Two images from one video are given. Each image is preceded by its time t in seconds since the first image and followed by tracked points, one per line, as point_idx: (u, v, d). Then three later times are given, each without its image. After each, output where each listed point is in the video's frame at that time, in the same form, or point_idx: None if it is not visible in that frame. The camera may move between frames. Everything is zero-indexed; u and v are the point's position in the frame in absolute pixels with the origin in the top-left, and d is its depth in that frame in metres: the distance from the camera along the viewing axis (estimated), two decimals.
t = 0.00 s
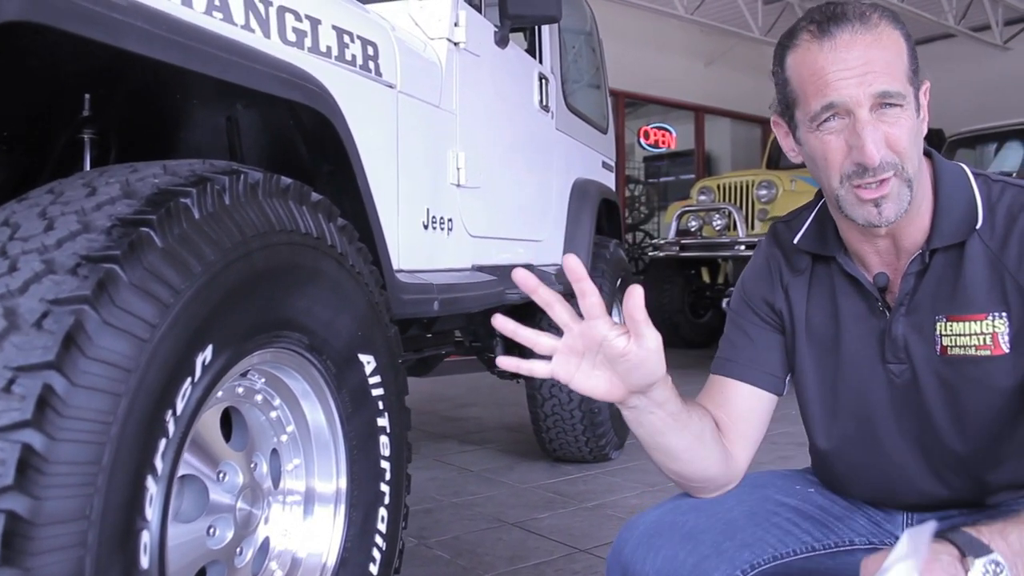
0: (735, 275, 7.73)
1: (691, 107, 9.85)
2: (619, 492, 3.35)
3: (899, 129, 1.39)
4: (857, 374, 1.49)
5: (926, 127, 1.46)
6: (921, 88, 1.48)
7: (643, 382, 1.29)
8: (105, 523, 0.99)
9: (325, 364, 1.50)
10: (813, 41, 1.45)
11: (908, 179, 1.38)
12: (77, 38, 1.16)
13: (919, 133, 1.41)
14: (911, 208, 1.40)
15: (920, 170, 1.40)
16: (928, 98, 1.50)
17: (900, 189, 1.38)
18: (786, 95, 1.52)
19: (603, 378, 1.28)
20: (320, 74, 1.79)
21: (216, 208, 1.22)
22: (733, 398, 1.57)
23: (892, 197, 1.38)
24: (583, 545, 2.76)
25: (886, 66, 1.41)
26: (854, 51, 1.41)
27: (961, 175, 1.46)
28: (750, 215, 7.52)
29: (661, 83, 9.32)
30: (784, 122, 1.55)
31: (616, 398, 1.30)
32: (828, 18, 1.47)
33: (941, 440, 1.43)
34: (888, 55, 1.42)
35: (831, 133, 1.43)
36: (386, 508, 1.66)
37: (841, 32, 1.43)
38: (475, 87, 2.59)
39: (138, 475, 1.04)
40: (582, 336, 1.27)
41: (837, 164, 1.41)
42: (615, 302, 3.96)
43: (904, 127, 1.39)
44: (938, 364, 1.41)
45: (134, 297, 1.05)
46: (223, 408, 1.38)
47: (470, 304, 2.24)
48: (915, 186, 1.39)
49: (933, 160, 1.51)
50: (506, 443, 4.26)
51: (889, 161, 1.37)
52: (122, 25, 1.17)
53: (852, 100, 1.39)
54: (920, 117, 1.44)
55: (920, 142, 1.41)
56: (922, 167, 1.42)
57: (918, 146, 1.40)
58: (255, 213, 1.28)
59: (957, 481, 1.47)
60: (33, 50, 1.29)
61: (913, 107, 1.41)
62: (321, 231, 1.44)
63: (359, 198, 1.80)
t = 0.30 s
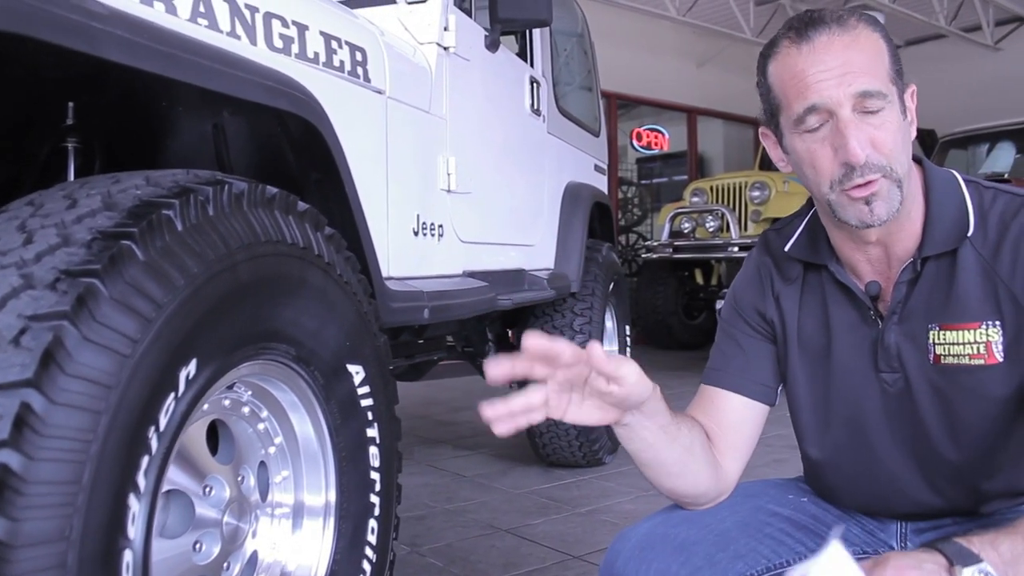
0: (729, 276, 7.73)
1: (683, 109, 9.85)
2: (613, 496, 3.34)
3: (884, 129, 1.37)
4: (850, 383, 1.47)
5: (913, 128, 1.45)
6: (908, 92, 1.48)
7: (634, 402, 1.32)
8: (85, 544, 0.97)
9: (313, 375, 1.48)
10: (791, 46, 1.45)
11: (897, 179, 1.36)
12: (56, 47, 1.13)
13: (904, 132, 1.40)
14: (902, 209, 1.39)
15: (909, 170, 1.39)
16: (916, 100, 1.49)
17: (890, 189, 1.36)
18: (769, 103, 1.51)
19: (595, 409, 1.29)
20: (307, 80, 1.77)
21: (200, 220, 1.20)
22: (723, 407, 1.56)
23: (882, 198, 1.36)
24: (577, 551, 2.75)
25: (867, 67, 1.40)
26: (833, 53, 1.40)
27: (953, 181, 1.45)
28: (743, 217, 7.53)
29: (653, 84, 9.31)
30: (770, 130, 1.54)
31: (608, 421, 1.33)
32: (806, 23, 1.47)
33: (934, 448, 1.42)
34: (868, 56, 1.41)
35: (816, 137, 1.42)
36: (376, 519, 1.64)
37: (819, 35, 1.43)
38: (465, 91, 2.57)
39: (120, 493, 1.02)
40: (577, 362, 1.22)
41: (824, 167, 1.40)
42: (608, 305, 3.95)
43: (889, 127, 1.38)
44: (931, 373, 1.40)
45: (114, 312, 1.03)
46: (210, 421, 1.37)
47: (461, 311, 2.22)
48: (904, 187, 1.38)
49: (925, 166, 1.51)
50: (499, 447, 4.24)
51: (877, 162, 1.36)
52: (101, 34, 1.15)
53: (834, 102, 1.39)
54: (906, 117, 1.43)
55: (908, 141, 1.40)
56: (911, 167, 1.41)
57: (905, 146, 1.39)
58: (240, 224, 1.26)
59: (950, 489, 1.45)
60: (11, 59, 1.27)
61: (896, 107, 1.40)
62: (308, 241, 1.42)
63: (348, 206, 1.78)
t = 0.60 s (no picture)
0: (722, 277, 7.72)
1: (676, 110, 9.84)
2: (605, 501, 3.32)
3: (847, 137, 1.37)
4: (844, 391, 1.46)
5: (892, 133, 1.44)
6: (890, 95, 1.45)
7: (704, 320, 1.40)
8: (63, 560, 0.95)
9: (301, 384, 1.45)
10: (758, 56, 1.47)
11: (861, 186, 1.36)
12: (35, 50, 1.11)
13: (873, 137, 1.39)
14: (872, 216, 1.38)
15: (878, 175, 1.38)
16: (902, 102, 1.46)
17: (854, 197, 1.36)
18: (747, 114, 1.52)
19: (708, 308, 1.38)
20: (295, 82, 1.75)
21: (183, 226, 1.18)
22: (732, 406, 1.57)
23: (846, 206, 1.37)
24: (569, 557, 2.73)
25: (828, 75, 1.40)
26: (793, 63, 1.42)
27: (946, 187, 1.44)
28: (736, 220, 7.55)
29: (647, 85, 9.30)
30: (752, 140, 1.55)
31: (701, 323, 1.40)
32: (775, 32, 1.48)
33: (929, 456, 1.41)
34: (831, 63, 1.41)
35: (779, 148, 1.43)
36: (365, 529, 1.61)
37: (783, 45, 1.44)
38: (456, 93, 2.55)
39: (100, 506, 0.99)
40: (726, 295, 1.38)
41: (788, 179, 1.41)
42: (601, 308, 3.93)
43: (853, 135, 1.37)
44: (924, 381, 1.38)
45: (94, 322, 1.01)
46: (195, 429, 1.34)
47: (452, 316, 2.19)
48: (871, 193, 1.37)
49: (917, 171, 1.49)
50: (491, 451, 4.21)
51: (836, 171, 1.36)
52: (81, 36, 1.12)
53: (794, 112, 1.40)
54: (880, 122, 1.41)
55: (876, 145, 1.39)
56: (886, 172, 1.39)
57: (873, 151, 1.38)
58: (224, 229, 1.24)
59: (946, 498, 1.44)
60: None
61: (863, 112, 1.39)
62: (294, 247, 1.40)
63: (336, 211, 1.76)
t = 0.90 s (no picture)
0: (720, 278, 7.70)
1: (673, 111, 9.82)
2: (604, 505, 3.29)
3: (821, 140, 1.35)
4: (846, 397, 1.44)
5: (876, 129, 1.40)
6: (875, 91, 1.42)
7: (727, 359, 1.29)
8: None
9: (292, 392, 1.42)
10: (732, 67, 1.45)
11: (838, 190, 1.35)
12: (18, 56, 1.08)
13: (849, 137, 1.36)
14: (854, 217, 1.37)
15: (856, 176, 1.36)
16: (887, 95, 1.43)
17: (831, 202, 1.36)
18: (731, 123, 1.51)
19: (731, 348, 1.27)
20: (287, 85, 1.73)
21: (169, 234, 1.15)
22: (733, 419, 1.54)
23: (824, 213, 1.36)
24: (568, 563, 2.70)
25: (798, 78, 1.37)
26: (762, 70, 1.39)
27: (945, 189, 1.42)
28: (734, 221, 7.54)
29: (643, 86, 9.28)
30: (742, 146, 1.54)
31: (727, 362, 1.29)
32: (749, 40, 1.46)
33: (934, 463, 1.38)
34: (802, 66, 1.38)
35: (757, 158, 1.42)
36: (360, 538, 1.58)
37: (753, 54, 1.42)
38: (451, 96, 2.53)
39: (84, 523, 0.97)
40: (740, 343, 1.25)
41: (767, 189, 1.41)
42: (599, 310, 3.91)
43: (826, 137, 1.35)
44: (923, 383, 1.36)
45: (78, 333, 0.99)
46: (185, 440, 1.32)
47: (447, 320, 2.17)
48: (849, 195, 1.36)
49: (916, 173, 1.47)
50: (489, 455, 4.19)
51: (811, 179, 1.35)
52: (64, 41, 1.09)
53: (765, 120, 1.38)
54: (860, 119, 1.38)
55: (853, 146, 1.36)
56: (867, 170, 1.37)
57: (850, 151, 1.36)
58: (212, 237, 1.21)
59: (952, 505, 1.42)
60: None
61: (837, 111, 1.36)
62: (285, 254, 1.38)
63: (328, 215, 1.73)
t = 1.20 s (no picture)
0: (718, 280, 7.68)
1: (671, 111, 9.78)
2: (600, 510, 3.27)
3: (831, 155, 1.33)
4: (846, 410, 1.42)
5: (884, 141, 1.38)
6: (882, 100, 1.39)
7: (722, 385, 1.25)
8: None
9: (282, 400, 1.39)
10: (736, 78, 1.41)
11: (850, 206, 1.34)
12: None
13: (859, 151, 1.34)
14: (864, 233, 1.35)
15: (867, 190, 1.34)
16: (893, 104, 1.40)
17: (843, 217, 1.34)
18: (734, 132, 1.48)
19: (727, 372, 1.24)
20: (278, 86, 1.70)
21: (154, 240, 1.12)
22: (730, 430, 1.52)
23: (836, 228, 1.34)
24: (563, 569, 2.68)
25: (806, 91, 1.34)
26: (769, 83, 1.36)
27: (951, 200, 1.39)
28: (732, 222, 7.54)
29: (642, 87, 9.25)
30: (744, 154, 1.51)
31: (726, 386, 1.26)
32: (753, 49, 1.42)
33: (936, 478, 1.36)
34: (810, 78, 1.35)
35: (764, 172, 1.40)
36: (351, 548, 1.55)
37: (759, 65, 1.38)
38: (448, 97, 2.50)
39: (61, 539, 0.94)
40: (735, 364, 1.21)
41: (775, 204, 1.38)
42: (596, 313, 3.88)
43: (837, 152, 1.33)
44: (927, 402, 1.33)
45: (57, 343, 0.96)
46: (172, 449, 1.29)
47: (442, 325, 2.14)
48: (860, 211, 1.34)
49: (921, 182, 1.45)
50: (485, 458, 4.16)
51: (823, 194, 1.34)
52: (44, 41, 1.06)
53: (773, 135, 1.35)
54: (869, 131, 1.36)
55: (864, 160, 1.34)
56: (876, 183, 1.36)
57: (861, 165, 1.34)
58: (199, 243, 1.18)
59: (953, 521, 1.39)
60: None
61: (847, 125, 1.34)
62: (275, 259, 1.35)
63: (321, 220, 1.70)
